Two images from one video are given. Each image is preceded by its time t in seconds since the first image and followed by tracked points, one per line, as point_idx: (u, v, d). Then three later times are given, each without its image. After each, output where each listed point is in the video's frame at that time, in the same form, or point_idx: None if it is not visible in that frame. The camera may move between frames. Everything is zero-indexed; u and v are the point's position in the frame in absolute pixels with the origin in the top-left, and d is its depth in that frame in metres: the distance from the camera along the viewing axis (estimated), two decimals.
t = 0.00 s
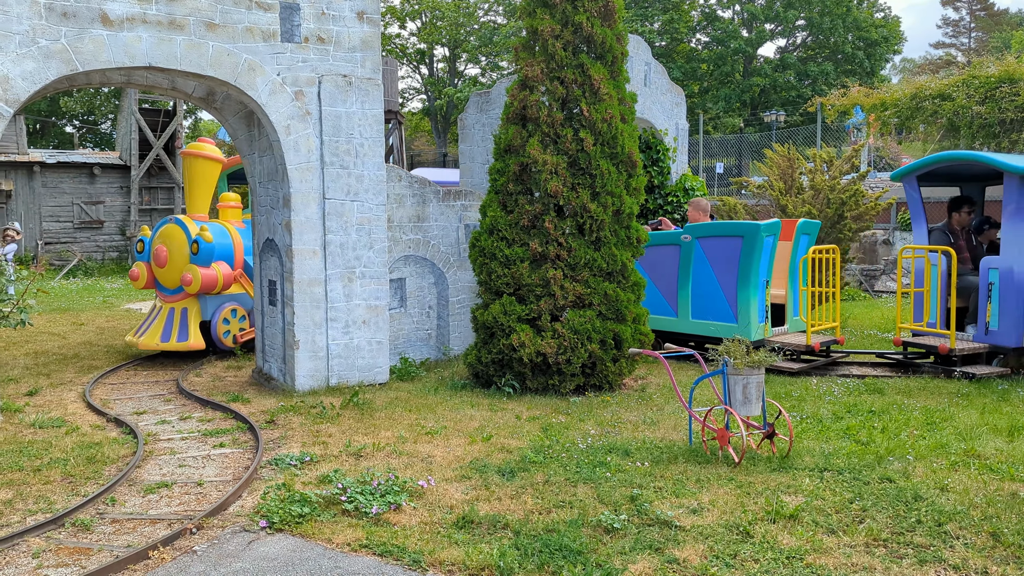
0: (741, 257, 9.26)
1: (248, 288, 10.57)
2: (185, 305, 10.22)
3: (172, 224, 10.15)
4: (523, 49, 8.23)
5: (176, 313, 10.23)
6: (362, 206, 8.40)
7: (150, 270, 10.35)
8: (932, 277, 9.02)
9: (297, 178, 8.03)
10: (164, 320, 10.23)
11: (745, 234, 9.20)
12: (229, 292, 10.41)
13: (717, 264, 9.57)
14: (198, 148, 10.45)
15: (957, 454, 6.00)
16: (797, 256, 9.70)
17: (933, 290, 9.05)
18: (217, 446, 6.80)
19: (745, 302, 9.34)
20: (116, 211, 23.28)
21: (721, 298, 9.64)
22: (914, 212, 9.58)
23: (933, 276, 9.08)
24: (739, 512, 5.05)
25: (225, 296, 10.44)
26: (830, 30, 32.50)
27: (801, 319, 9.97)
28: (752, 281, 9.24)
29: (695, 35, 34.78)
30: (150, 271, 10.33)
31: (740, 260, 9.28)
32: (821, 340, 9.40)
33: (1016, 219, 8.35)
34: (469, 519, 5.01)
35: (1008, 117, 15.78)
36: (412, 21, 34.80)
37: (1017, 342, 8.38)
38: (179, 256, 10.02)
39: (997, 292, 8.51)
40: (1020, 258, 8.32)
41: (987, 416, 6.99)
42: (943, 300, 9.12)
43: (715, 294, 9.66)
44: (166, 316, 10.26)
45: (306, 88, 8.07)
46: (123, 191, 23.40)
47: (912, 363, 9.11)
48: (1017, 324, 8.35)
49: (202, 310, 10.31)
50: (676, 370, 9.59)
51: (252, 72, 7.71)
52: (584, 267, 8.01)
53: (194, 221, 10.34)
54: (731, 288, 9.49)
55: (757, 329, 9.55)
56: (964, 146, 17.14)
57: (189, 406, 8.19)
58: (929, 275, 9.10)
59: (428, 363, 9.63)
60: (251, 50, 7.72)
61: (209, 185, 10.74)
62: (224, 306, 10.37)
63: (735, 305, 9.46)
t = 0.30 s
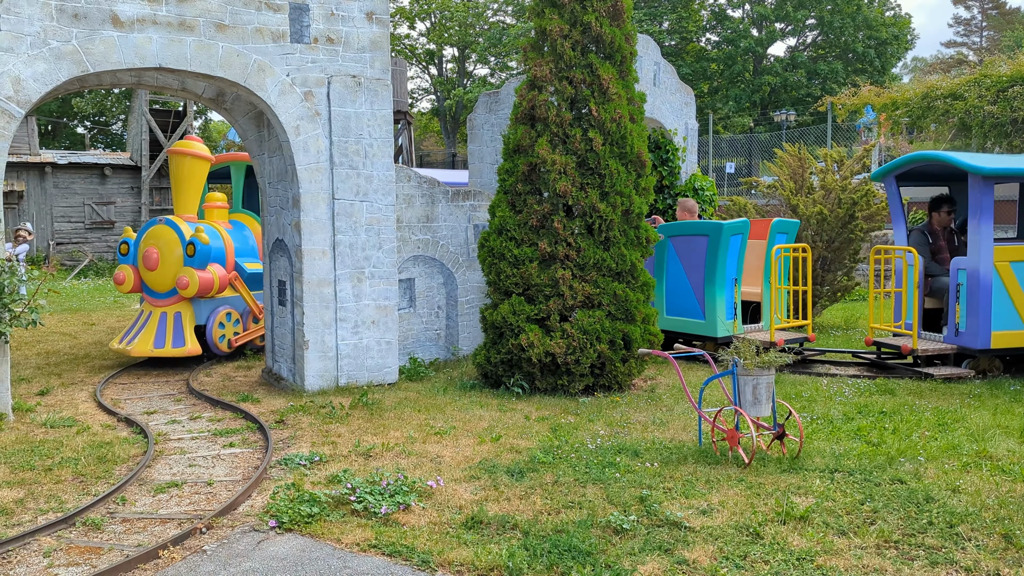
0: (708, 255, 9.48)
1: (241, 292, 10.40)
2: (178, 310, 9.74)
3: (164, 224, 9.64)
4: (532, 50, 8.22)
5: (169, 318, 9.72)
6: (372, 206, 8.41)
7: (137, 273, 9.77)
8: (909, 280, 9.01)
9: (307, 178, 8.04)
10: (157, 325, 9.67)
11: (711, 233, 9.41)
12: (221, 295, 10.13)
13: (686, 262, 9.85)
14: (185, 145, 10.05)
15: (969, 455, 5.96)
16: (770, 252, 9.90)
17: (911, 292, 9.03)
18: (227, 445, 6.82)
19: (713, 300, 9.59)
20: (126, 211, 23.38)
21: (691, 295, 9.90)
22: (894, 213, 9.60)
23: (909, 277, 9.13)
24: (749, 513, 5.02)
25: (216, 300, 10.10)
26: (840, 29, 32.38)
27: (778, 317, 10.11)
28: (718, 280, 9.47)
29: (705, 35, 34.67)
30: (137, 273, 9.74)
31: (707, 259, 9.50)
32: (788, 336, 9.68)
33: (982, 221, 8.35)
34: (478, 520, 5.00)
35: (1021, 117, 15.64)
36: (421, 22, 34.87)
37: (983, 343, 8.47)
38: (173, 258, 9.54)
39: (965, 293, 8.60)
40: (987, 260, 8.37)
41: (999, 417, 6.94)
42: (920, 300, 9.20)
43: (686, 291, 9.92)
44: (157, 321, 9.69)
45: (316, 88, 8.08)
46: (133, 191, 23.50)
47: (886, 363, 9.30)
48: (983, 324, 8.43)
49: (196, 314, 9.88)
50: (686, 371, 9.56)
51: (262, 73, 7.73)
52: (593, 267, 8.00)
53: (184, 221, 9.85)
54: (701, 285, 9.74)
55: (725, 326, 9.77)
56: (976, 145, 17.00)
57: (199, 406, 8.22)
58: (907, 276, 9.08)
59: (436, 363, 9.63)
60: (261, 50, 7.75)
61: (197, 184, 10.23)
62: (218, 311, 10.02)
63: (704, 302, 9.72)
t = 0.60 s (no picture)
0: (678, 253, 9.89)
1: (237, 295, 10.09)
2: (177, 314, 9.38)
3: (158, 225, 9.28)
4: (541, 50, 8.22)
5: (167, 323, 9.33)
6: (381, 207, 8.42)
7: (127, 276, 9.30)
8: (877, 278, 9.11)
9: (316, 179, 8.06)
10: (154, 330, 9.26)
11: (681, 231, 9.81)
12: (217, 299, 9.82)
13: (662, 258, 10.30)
14: (176, 143, 9.38)
15: (981, 457, 5.92)
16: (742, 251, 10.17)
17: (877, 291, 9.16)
18: (237, 445, 6.85)
19: (685, 297, 10.04)
20: (137, 212, 23.48)
21: (668, 290, 10.38)
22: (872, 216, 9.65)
23: (883, 278, 9.14)
24: (759, 514, 5.00)
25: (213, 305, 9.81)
26: (851, 28, 32.26)
27: (753, 315, 10.33)
28: (687, 278, 9.90)
29: (715, 35, 34.59)
30: (128, 276, 9.28)
31: (678, 256, 9.92)
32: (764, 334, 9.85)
33: (938, 223, 8.33)
34: (487, 520, 5.00)
35: None
36: (430, 23, 34.92)
37: (943, 344, 8.48)
38: (169, 258, 9.20)
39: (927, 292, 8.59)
40: (945, 262, 8.34)
41: (1011, 418, 6.89)
42: (894, 301, 9.21)
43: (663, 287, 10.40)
44: (155, 327, 9.27)
45: (325, 89, 8.10)
46: (144, 192, 23.60)
47: (854, 363, 9.28)
48: (942, 324, 8.44)
49: (193, 318, 9.58)
50: (695, 371, 9.54)
51: (272, 74, 7.75)
52: (603, 268, 7.99)
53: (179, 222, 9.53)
54: (674, 282, 10.20)
55: (696, 323, 10.20)
56: (988, 145, 16.88)
57: (209, 406, 8.25)
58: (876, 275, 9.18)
59: (446, 363, 9.64)
60: (271, 51, 7.77)
61: (189, 183, 9.63)
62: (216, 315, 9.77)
63: (677, 298, 10.19)
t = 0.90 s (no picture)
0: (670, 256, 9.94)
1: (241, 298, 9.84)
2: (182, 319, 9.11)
3: (159, 227, 9.00)
4: (553, 50, 8.21)
5: (172, 329, 9.05)
6: (393, 207, 8.44)
7: (127, 282, 8.96)
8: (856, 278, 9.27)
9: (328, 180, 8.09)
10: (159, 336, 8.97)
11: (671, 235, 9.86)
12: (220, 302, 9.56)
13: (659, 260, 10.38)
14: (172, 141, 9.06)
15: (996, 458, 5.88)
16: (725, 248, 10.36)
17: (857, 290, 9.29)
18: (250, 445, 6.88)
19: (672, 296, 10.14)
20: (150, 213, 23.61)
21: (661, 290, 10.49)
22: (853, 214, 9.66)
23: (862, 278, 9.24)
24: (772, 515, 4.99)
25: (217, 308, 9.55)
26: (864, 26, 32.06)
27: (736, 311, 10.55)
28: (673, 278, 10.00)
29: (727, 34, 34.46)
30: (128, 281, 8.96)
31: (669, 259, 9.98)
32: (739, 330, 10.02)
33: (899, 222, 8.42)
34: (499, 520, 5.01)
35: None
36: (442, 24, 34.95)
37: (903, 344, 8.50)
38: (172, 261, 8.90)
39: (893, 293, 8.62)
40: (906, 261, 8.38)
41: None
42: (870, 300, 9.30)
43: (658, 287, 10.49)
44: (160, 333, 8.99)
45: (338, 90, 8.13)
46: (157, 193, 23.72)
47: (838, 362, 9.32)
48: (903, 323, 8.47)
49: (198, 323, 9.31)
50: (708, 372, 9.51)
51: (284, 75, 7.78)
52: (615, 268, 7.98)
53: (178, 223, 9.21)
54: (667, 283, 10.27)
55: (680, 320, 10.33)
56: (1004, 144, 16.74)
57: (222, 406, 8.29)
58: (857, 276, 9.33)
59: (457, 363, 9.66)
60: (283, 52, 7.80)
61: (189, 182, 9.29)
62: (221, 319, 9.55)
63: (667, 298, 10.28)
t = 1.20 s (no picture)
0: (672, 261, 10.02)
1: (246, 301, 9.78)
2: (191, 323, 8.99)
3: (165, 228, 8.88)
4: (563, 50, 8.21)
5: (182, 333, 8.90)
6: (404, 207, 8.46)
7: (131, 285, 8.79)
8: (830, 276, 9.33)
9: (339, 180, 8.11)
10: (169, 341, 8.80)
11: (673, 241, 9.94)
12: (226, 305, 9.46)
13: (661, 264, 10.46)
14: (174, 139, 8.93)
15: (1010, 459, 5.84)
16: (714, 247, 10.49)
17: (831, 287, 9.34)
18: (261, 444, 6.91)
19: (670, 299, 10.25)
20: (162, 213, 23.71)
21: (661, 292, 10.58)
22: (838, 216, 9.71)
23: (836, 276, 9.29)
24: (784, 516, 4.97)
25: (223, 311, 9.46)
26: (876, 25, 31.92)
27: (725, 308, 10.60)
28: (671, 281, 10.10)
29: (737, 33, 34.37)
30: (133, 285, 8.79)
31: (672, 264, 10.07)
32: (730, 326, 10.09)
33: (856, 221, 8.52)
34: (509, 520, 5.01)
35: None
36: (452, 24, 34.99)
37: (862, 342, 8.57)
38: (180, 263, 8.78)
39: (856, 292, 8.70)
40: (865, 261, 8.45)
41: None
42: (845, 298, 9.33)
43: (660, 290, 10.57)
44: (168, 338, 8.82)
45: (348, 90, 8.15)
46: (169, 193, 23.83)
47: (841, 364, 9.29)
48: (861, 321, 8.54)
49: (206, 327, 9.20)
50: (718, 372, 9.49)
51: (296, 76, 7.80)
52: (625, 268, 7.98)
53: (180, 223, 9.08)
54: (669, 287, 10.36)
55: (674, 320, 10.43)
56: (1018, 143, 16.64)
57: (233, 405, 8.32)
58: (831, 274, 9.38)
59: (468, 363, 9.67)
60: (295, 53, 7.82)
61: (190, 183, 9.14)
62: (228, 323, 9.51)
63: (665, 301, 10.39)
